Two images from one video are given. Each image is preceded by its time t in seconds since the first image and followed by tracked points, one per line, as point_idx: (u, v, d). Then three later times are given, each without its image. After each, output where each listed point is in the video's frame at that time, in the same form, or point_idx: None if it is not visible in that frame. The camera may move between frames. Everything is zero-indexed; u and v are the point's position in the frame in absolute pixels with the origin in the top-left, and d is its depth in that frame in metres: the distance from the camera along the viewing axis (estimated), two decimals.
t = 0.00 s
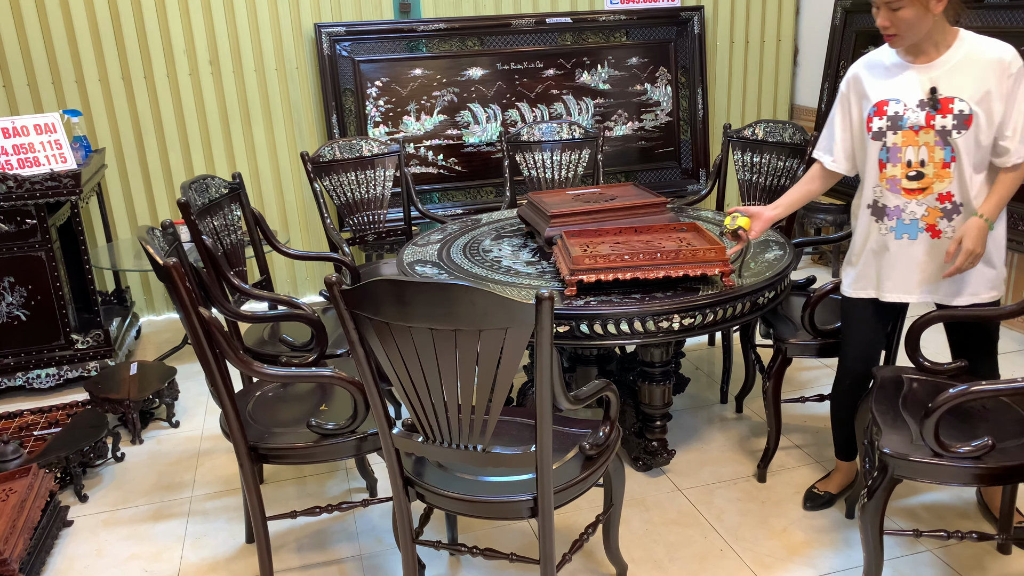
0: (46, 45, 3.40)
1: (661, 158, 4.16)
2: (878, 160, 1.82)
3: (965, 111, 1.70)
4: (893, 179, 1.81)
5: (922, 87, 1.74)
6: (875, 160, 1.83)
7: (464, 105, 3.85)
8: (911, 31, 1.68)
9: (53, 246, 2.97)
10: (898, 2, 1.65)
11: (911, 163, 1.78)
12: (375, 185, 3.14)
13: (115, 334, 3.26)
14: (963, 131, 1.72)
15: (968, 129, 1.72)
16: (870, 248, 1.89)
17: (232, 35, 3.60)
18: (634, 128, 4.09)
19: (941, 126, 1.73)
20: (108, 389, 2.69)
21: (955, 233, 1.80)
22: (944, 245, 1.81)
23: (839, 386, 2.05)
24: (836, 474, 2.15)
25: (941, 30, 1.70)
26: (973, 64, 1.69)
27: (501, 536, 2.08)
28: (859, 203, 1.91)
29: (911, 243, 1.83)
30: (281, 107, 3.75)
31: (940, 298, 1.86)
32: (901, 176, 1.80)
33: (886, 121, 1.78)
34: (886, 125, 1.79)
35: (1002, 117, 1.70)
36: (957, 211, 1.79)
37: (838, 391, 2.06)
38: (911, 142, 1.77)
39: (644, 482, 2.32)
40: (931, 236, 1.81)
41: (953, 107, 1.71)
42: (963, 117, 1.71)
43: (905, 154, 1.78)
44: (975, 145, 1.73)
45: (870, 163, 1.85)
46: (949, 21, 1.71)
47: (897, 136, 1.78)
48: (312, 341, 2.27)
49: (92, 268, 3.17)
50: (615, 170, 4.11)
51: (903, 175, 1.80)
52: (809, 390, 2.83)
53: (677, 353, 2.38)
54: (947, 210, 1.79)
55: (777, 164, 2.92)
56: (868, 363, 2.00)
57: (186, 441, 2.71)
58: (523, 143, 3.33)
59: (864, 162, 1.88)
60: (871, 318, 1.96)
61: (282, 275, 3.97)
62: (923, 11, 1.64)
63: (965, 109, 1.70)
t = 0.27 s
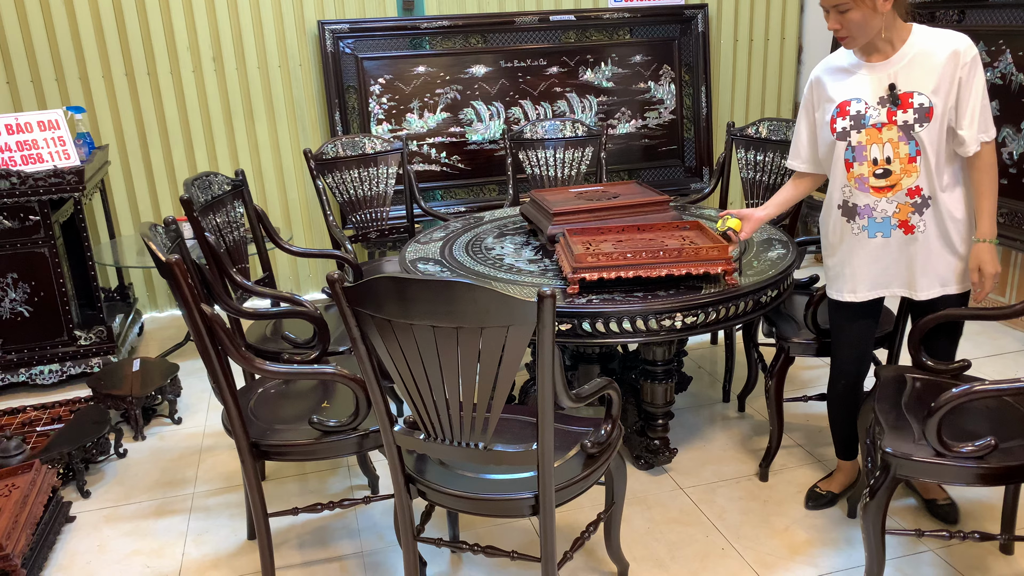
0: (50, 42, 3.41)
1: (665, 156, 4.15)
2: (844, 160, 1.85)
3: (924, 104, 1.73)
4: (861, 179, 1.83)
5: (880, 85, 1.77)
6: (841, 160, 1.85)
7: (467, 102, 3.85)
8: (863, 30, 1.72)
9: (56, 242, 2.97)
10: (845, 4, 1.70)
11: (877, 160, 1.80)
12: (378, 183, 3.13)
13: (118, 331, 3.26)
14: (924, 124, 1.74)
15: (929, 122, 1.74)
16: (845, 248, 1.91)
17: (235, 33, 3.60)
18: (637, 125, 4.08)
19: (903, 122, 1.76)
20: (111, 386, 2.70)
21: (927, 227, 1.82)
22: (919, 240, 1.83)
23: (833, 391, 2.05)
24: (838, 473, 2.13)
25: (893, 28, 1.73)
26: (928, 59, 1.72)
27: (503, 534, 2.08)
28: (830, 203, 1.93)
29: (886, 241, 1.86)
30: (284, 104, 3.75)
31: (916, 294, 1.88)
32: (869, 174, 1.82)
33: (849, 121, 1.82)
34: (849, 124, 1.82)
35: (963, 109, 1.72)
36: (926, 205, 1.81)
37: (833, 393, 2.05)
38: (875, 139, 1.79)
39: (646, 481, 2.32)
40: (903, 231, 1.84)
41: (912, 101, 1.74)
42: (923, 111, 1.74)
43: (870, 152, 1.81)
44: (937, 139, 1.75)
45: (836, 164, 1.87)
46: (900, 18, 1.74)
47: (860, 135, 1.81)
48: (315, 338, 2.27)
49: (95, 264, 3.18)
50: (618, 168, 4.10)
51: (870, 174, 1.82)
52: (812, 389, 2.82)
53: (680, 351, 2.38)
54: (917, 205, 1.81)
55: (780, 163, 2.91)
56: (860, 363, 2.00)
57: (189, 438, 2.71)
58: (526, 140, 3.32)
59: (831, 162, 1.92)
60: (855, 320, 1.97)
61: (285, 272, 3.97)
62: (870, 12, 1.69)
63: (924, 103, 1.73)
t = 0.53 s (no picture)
0: (52, 39, 3.40)
1: (666, 153, 4.14)
2: (841, 159, 1.86)
3: (923, 109, 1.72)
4: (855, 179, 1.85)
5: (881, 87, 1.77)
6: (840, 159, 1.87)
7: (468, 99, 3.84)
8: (865, 29, 1.71)
9: (57, 239, 2.97)
10: (846, 2, 1.70)
11: (873, 162, 1.81)
12: (379, 179, 3.13)
13: (119, 328, 3.26)
14: (922, 129, 1.74)
15: (927, 128, 1.73)
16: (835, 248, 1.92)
17: (237, 29, 3.60)
18: (639, 122, 4.08)
19: (900, 125, 1.75)
20: (111, 383, 2.70)
21: (918, 233, 1.81)
22: (909, 246, 1.82)
23: (820, 389, 2.04)
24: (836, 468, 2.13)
25: (896, 28, 1.72)
26: (931, 62, 1.71)
27: (503, 531, 2.08)
28: (827, 202, 1.95)
29: (876, 244, 1.85)
30: (286, 101, 3.75)
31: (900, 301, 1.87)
32: (863, 176, 1.83)
33: (847, 121, 1.83)
34: (848, 124, 1.83)
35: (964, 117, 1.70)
36: (918, 211, 1.80)
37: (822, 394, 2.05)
38: (872, 141, 1.80)
39: (646, 478, 2.32)
40: (893, 237, 1.83)
41: (911, 106, 1.73)
42: (921, 116, 1.73)
43: (867, 154, 1.82)
44: (935, 145, 1.74)
45: (835, 163, 1.89)
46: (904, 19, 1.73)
47: (858, 136, 1.82)
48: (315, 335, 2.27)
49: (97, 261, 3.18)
50: (619, 165, 4.09)
51: (865, 175, 1.83)
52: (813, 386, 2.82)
53: (680, 348, 2.37)
54: (909, 211, 1.80)
55: (783, 159, 2.90)
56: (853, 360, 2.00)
57: (189, 435, 2.71)
58: (528, 137, 3.32)
59: (829, 160, 1.92)
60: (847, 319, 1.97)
61: (286, 269, 3.97)
62: (872, 10, 1.68)
63: (923, 108, 1.72)
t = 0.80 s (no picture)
0: (54, 37, 3.41)
1: (668, 152, 4.14)
2: (827, 159, 1.86)
3: (907, 110, 1.72)
4: (841, 179, 1.84)
5: (866, 86, 1.76)
6: (824, 160, 1.86)
7: (470, 97, 3.84)
8: (859, 19, 1.68)
9: (59, 237, 2.97)
10: None
11: (858, 162, 1.81)
12: (381, 178, 3.13)
13: (121, 326, 3.27)
14: (906, 130, 1.73)
15: (910, 128, 1.73)
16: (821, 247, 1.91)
17: (238, 27, 3.60)
18: (641, 121, 4.07)
19: (884, 126, 1.75)
20: (113, 381, 2.70)
21: (902, 232, 1.81)
22: (894, 245, 1.82)
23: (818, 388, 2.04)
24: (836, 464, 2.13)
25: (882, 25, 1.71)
26: (916, 61, 1.70)
27: (503, 529, 2.08)
28: (812, 202, 1.93)
29: (861, 244, 1.85)
30: (287, 99, 3.75)
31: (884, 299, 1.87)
32: (848, 176, 1.82)
33: (831, 122, 1.82)
34: (832, 124, 1.82)
35: (947, 117, 1.70)
36: (904, 210, 1.80)
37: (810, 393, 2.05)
38: (856, 142, 1.79)
39: (646, 477, 2.32)
40: (879, 236, 1.83)
41: (895, 106, 1.73)
42: (905, 116, 1.72)
43: (851, 154, 1.81)
44: (919, 145, 1.74)
45: (820, 162, 1.88)
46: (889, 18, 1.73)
47: (842, 136, 1.81)
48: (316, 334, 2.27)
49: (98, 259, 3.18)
50: (621, 164, 4.09)
51: (850, 175, 1.82)
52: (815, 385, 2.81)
53: (682, 347, 2.37)
54: (894, 210, 1.80)
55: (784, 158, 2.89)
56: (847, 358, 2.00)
57: (191, 432, 2.71)
58: (529, 136, 3.32)
59: (815, 160, 1.91)
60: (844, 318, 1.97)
61: (287, 267, 3.97)
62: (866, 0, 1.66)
63: (907, 109, 1.72)
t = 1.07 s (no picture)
0: (52, 36, 3.40)
1: (668, 151, 4.13)
2: (799, 160, 1.85)
3: (875, 106, 1.71)
4: (815, 179, 1.83)
5: (834, 84, 1.76)
6: (797, 160, 1.86)
7: (469, 97, 3.83)
8: (827, 16, 1.69)
9: (57, 237, 2.96)
10: None
11: (830, 161, 1.80)
12: (380, 177, 3.12)
13: (119, 326, 3.26)
14: (874, 126, 1.73)
15: (879, 124, 1.72)
16: (800, 247, 1.90)
17: (238, 26, 3.59)
18: (641, 120, 4.06)
19: (853, 123, 1.74)
20: (111, 382, 2.70)
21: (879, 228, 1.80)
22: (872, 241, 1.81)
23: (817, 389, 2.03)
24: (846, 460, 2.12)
25: (846, 22, 1.72)
26: (881, 56, 1.70)
27: (503, 531, 2.07)
28: (788, 204, 1.92)
29: (839, 242, 1.84)
30: (286, 99, 3.74)
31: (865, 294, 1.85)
32: (821, 175, 1.82)
33: (801, 122, 1.82)
34: (802, 125, 1.82)
35: (914, 111, 1.69)
36: (877, 206, 1.79)
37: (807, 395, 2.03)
38: (826, 140, 1.79)
39: (647, 479, 2.31)
40: (856, 233, 1.82)
41: (863, 103, 1.73)
42: (873, 112, 1.72)
43: (823, 153, 1.80)
44: (888, 141, 1.73)
45: (793, 163, 1.87)
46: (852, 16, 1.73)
47: (813, 136, 1.81)
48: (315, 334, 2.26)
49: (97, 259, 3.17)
50: (621, 164, 4.08)
51: (823, 174, 1.82)
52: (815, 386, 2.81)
53: (682, 347, 2.37)
54: (869, 207, 1.79)
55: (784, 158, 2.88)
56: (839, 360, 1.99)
57: (190, 433, 2.71)
58: (529, 135, 3.31)
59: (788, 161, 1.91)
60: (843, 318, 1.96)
61: (287, 267, 3.97)
62: None
63: (874, 104, 1.72)
